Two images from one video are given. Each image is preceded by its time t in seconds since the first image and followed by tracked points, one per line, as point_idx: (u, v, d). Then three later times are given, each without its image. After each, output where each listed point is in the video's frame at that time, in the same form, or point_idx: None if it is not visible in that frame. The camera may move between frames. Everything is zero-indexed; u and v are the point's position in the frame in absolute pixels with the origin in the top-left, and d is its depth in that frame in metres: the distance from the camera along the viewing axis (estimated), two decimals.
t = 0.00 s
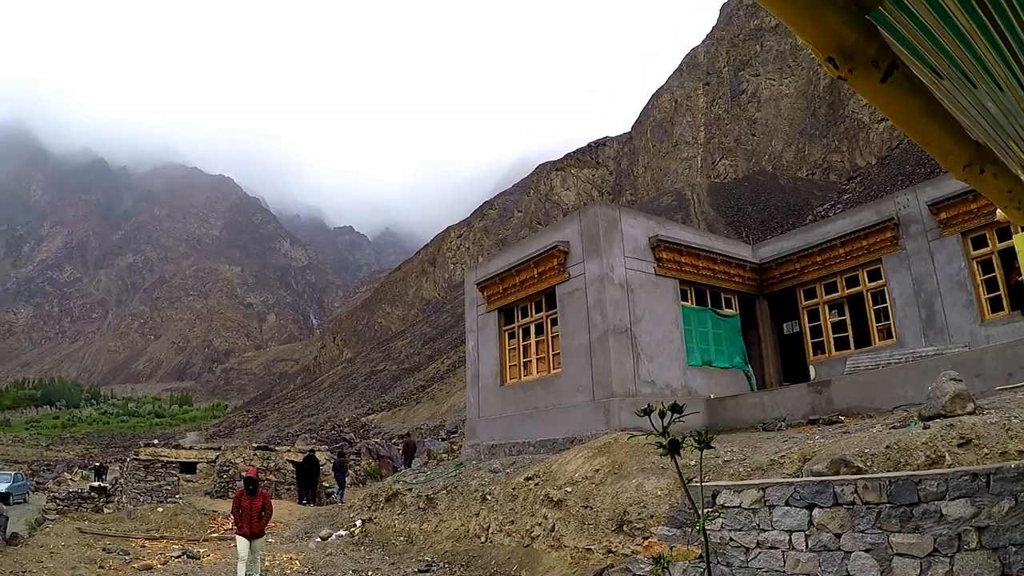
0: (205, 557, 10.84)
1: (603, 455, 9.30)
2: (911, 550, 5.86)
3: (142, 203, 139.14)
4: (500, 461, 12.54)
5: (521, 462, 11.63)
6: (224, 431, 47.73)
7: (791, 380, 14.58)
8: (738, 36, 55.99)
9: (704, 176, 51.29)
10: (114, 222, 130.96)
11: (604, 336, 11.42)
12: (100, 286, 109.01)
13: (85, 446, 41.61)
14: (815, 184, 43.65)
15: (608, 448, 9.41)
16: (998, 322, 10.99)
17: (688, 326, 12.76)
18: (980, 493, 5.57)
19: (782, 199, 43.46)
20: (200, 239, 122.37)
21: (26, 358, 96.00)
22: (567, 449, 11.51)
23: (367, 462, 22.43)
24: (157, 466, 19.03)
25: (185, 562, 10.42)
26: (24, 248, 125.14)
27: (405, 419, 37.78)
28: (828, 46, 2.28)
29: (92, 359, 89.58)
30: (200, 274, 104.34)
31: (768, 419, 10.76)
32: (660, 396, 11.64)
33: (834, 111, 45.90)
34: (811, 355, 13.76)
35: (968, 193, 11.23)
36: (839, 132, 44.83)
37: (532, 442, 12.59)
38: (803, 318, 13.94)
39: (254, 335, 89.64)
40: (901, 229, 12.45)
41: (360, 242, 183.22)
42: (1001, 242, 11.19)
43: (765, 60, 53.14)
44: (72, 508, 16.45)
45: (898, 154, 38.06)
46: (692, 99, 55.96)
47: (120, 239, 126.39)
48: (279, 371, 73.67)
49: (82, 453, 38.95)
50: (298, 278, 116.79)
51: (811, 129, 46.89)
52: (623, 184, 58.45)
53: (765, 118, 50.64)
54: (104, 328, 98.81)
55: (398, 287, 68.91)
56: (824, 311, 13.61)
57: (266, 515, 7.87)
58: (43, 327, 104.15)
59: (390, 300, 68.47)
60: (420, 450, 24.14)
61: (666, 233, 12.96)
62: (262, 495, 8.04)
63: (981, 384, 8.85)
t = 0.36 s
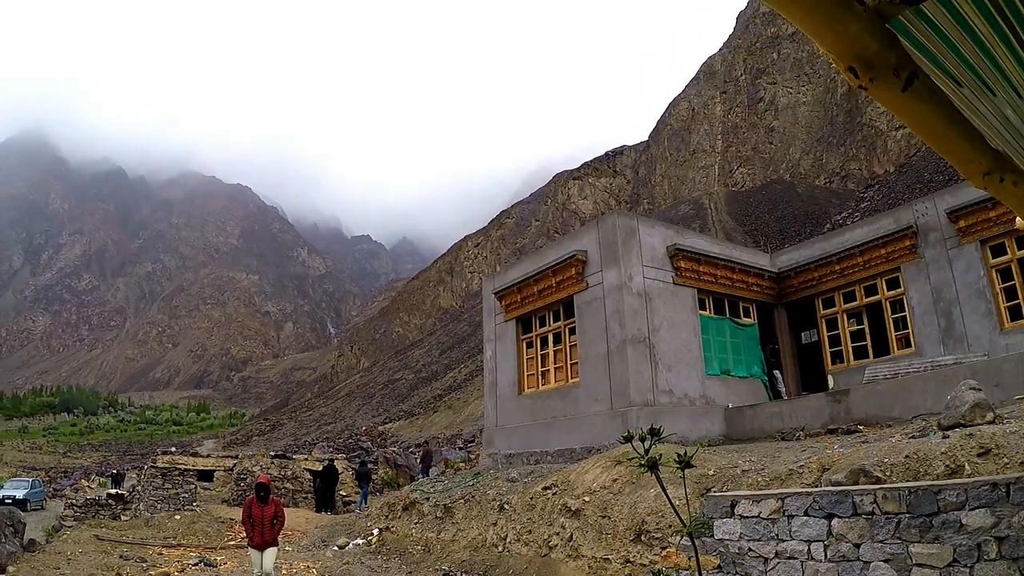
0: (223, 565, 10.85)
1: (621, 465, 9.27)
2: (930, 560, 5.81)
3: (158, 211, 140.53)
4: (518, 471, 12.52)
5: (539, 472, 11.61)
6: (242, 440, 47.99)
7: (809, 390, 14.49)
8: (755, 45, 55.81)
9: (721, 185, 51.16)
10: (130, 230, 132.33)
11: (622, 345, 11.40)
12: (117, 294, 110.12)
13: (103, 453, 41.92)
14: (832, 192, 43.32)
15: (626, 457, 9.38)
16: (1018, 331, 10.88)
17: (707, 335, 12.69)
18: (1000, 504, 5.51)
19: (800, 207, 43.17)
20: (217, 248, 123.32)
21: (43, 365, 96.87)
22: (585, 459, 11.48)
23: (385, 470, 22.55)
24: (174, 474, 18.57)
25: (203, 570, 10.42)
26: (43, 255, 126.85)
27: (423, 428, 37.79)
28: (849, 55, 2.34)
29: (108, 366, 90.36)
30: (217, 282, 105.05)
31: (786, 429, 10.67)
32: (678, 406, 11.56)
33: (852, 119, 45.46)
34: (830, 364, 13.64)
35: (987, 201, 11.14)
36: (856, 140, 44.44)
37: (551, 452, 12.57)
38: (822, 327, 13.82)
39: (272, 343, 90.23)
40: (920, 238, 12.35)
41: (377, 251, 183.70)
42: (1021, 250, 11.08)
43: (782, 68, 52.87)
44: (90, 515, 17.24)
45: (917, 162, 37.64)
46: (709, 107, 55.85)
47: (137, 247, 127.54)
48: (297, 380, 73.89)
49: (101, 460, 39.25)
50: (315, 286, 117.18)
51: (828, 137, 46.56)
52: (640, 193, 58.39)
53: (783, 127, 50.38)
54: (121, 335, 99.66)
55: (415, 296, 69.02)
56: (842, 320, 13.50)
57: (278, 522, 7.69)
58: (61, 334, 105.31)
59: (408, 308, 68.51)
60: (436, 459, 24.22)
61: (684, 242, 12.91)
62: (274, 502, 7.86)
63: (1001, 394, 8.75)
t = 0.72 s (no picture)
0: None
1: (632, 475, 9.25)
2: (942, 567, 5.75)
3: (166, 222, 141.26)
4: (528, 482, 12.49)
5: (549, 482, 11.60)
6: (251, 452, 48.22)
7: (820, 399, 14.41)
8: (762, 54, 55.80)
9: (729, 194, 51.15)
10: (138, 241, 133.05)
11: (631, 355, 11.39)
12: (126, 305, 110.64)
13: (112, 465, 42.05)
14: (841, 200, 43.18)
15: (638, 467, 9.37)
16: None
17: (717, 344, 12.65)
18: (1012, 510, 5.43)
19: (808, 216, 43.02)
20: (226, 259, 123.83)
21: (52, 377, 97.28)
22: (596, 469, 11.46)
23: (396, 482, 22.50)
24: (183, 487, 19.40)
25: None
26: (53, 266, 127.73)
27: (433, 440, 37.76)
28: (857, 66, 2.34)
29: (117, 377, 90.68)
30: (226, 293, 105.40)
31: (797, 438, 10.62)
32: (688, 416, 11.54)
33: (859, 127, 45.18)
34: (839, 372, 13.58)
35: (995, 207, 11.12)
36: (864, 148, 44.19)
37: (561, 463, 12.55)
38: (831, 335, 13.77)
39: (281, 355, 90.94)
40: (929, 245, 12.32)
41: (387, 263, 183.91)
42: None
43: (790, 77, 52.75)
44: (100, 529, 17.00)
45: (925, 169, 37.41)
46: (717, 116, 55.87)
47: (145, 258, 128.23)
48: (307, 392, 73.98)
49: (110, 473, 39.32)
50: (325, 298, 117.32)
51: (836, 145, 46.43)
52: (649, 203, 58.41)
53: (791, 136, 50.26)
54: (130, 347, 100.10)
55: (425, 307, 69.19)
56: (852, 328, 13.45)
57: (286, 538, 7.47)
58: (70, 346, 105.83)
59: (418, 320, 68.63)
60: (447, 471, 24.20)
61: (692, 251, 12.89)
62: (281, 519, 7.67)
63: (1012, 400, 8.69)
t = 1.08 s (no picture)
0: None
1: (638, 481, 9.24)
2: (947, 571, 5.73)
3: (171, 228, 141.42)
4: (534, 488, 12.48)
5: (555, 489, 11.59)
6: (256, 460, 48.33)
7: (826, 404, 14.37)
8: (766, 59, 55.86)
9: (734, 200, 51.13)
10: (143, 247, 133.28)
11: (636, 361, 11.39)
12: (131, 312, 110.70)
13: (118, 472, 42.07)
14: (846, 205, 43.11)
15: (643, 473, 9.37)
16: None
17: (722, 349, 12.65)
18: (1017, 514, 5.42)
19: (813, 221, 43.00)
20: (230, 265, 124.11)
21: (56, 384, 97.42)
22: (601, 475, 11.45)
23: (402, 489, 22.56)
24: (188, 494, 18.66)
25: None
26: (58, 273, 128.04)
27: (438, 446, 37.72)
28: (857, 73, 2.35)
29: (122, 384, 90.70)
30: (231, 300, 105.51)
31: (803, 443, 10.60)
32: (693, 421, 11.53)
33: (864, 131, 45.15)
34: (845, 376, 13.55)
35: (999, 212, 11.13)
36: (868, 152, 44.16)
37: (566, 469, 12.54)
38: (836, 339, 13.77)
39: (286, 362, 90.81)
40: (934, 249, 12.31)
41: (391, 269, 183.78)
42: None
43: (794, 82, 52.77)
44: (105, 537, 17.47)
45: (929, 173, 37.38)
46: (722, 122, 55.95)
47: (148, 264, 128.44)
48: (312, 399, 74.04)
49: (116, 480, 39.29)
50: (330, 304, 117.25)
51: (841, 149, 46.39)
52: (654, 209, 58.47)
53: (796, 140, 50.27)
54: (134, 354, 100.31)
55: (430, 314, 69.16)
56: (857, 333, 13.43)
57: (289, 549, 7.32)
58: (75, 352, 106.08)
59: (423, 326, 68.60)
60: (453, 477, 24.23)
61: (697, 257, 12.89)
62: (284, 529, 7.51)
63: (1017, 404, 8.69)
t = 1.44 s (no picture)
0: None
1: (640, 484, 9.25)
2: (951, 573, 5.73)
3: (172, 236, 141.60)
4: (537, 491, 12.48)
5: (558, 492, 11.60)
6: (259, 465, 48.45)
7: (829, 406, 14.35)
8: (766, 61, 55.94)
9: (735, 202, 51.17)
10: (144, 256, 133.43)
11: (638, 364, 11.40)
12: (133, 320, 110.77)
13: (122, 480, 42.02)
14: (847, 206, 43.15)
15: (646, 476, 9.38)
16: None
17: (723, 351, 12.66)
18: (1019, 515, 5.43)
19: (814, 222, 43.03)
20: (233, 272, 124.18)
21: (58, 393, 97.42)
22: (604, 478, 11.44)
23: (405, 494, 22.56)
24: (192, 500, 18.88)
25: None
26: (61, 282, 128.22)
27: (442, 450, 37.69)
28: (854, 73, 2.37)
29: (124, 392, 90.67)
30: (234, 306, 105.50)
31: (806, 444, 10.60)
32: (695, 423, 11.54)
33: (865, 132, 45.23)
34: (847, 378, 13.55)
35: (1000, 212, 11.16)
36: (869, 153, 44.22)
37: (569, 472, 12.54)
38: (838, 340, 13.77)
39: (289, 368, 90.79)
40: (934, 250, 12.34)
41: (393, 274, 183.74)
42: None
43: (794, 83, 52.84)
44: (109, 543, 17.70)
45: (930, 174, 37.45)
46: (722, 123, 56.02)
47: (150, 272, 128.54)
48: (315, 405, 74.01)
49: (119, 488, 39.21)
50: (332, 310, 117.21)
51: (842, 150, 46.46)
52: (656, 211, 58.54)
53: (797, 141, 50.34)
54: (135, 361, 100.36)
55: (433, 318, 69.11)
56: (859, 334, 13.43)
57: (280, 556, 7.15)
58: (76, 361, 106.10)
59: (426, 331, 68.54)
60: (456, 481, 24.17)
61: (698, 259, 12.91)
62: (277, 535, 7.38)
63: (1019, 403, 8.70)
